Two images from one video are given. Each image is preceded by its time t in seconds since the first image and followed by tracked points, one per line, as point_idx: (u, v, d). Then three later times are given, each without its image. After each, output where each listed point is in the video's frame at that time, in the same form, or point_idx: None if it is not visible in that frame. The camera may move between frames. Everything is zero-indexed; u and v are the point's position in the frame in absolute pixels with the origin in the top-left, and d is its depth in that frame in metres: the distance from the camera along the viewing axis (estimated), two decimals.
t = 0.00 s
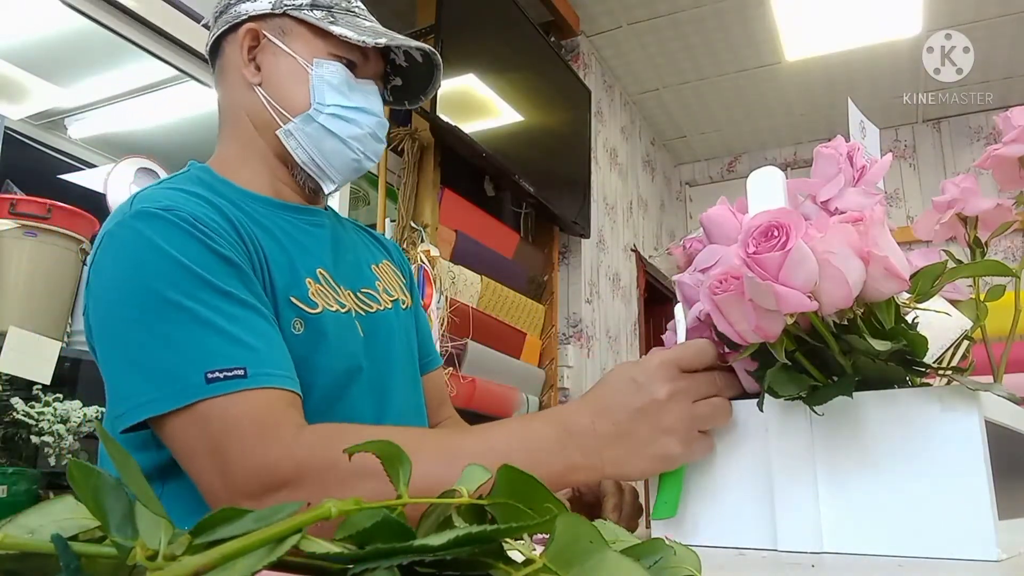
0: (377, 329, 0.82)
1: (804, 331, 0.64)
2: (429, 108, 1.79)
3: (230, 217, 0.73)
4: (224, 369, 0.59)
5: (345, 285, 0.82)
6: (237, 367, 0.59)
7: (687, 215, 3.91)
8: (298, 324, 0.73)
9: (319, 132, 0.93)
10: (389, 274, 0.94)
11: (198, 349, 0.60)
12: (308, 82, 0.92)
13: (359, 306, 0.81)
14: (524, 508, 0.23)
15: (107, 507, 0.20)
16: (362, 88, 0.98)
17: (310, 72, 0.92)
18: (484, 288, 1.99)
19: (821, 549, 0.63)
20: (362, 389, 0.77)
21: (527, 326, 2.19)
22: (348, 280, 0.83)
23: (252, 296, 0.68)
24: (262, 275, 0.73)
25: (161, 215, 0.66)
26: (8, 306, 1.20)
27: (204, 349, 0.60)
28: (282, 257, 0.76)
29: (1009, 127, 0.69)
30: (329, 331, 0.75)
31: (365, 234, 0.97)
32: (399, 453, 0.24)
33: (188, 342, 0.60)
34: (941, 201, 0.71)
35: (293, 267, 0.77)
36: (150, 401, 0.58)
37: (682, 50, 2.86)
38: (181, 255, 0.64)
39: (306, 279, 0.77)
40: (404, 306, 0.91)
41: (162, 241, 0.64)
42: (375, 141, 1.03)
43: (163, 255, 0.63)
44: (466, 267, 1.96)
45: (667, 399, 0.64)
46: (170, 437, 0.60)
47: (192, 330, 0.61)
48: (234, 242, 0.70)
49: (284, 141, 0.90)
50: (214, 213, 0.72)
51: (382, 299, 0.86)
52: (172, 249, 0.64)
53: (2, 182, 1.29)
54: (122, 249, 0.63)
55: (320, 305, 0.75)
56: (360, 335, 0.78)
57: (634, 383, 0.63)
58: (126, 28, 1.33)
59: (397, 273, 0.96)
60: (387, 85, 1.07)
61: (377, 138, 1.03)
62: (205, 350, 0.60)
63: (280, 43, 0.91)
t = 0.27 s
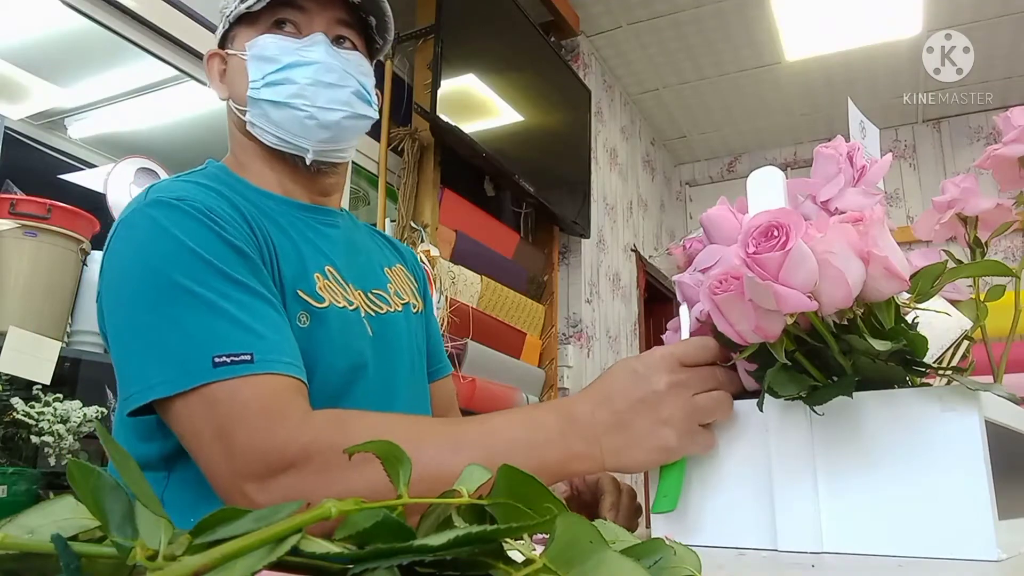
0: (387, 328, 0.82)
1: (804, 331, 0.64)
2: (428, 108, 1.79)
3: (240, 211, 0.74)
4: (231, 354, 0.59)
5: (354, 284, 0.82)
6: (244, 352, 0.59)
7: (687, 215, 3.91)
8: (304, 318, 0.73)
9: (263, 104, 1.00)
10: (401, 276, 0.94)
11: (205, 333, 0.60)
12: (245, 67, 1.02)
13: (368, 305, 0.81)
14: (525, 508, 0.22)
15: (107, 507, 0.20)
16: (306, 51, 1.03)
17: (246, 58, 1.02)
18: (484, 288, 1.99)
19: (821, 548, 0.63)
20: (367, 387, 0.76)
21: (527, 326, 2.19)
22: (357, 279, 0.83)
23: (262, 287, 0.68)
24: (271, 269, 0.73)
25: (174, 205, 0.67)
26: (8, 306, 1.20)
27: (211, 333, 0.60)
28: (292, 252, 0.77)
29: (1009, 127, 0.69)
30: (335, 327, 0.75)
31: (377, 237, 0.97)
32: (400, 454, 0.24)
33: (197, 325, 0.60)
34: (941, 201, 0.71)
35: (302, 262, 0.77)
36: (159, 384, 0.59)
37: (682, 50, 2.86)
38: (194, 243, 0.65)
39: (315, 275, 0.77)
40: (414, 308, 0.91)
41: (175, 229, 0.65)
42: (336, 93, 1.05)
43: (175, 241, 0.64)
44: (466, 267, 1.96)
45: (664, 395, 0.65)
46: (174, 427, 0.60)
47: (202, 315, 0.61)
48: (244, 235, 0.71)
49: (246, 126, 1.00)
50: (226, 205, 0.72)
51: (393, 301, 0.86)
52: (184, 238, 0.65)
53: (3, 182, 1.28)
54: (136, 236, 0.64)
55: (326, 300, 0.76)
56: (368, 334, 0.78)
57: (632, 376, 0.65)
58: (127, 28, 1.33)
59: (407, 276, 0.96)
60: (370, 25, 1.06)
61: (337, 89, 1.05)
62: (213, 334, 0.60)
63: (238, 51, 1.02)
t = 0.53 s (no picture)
0: (343, 322, 0.82)
1: (804, 331, 0.64)
2: (428, 108, 1.79)
3: (192, 205, 0.73)
4: (198, 333, 0.56)
5: (309, 278, 0.82)
6: (209, 331, 0.57)
7: (687, 215, 3.91)
8: (263, 305, 0.72)
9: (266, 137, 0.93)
10: (357, 276, 0.93)
11: (169, 314, 0.58)
12: (250, 94, 0.92)
13: (324, 299, 0.81)
14: (525, 508, 0.23)
15: (107, 508, 0.20)
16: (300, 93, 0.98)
17: (250, 84, 0.92)
18: (484, 288, 1.99)
19: (822, 548, 0.63)
20: (330, 376, 0.76)
21: (527, 326, 2.19)
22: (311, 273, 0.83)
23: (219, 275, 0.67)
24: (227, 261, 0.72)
25: (125, 201, 0.66)
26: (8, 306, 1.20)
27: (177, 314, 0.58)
28: (247, 244, 0.76)
29: (1009, 127, 0.69)
30: (293, 314, 0.74)
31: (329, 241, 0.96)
32: (400, 454, 0.24)
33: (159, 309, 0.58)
34: (941, 201, 0.71)
35: (258, 255, 0.77)
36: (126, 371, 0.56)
37: (682, 50, 2.86)
38: (148, 236, 0.63)
39: (272, 266, 0.77)
40: (372, 305, 0.91)
41: (127, 224, 0.64)
42: (322, 138, 1.04)
43: (128, 236, 0.63)
44: (466, 267, 1.96)
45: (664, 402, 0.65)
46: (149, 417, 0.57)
47: (162, 299, 0.59)
48: (199, 228, 0.70)
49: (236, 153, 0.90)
50: (178, 200, 0.72)
51: (349, 297, 0.86)
52: (138, 231, 0.63)
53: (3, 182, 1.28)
54: (90, 234, 0.63)
55: (284, 289, 0.75)
56: (325, 323, 0.78)
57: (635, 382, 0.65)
58: (125, 28, 1.32)
59: (361, 274, 0.95)
60: (332, 87, 1.08)
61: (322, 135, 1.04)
62: (178, 315, 0.58)
63: (225, 65, 0.92)
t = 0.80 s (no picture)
0: (301, 327, 0.82)
1: (804, 331, 0.64)
2: (428, 108, 1.79)
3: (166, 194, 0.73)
4: (178, 308, 0.56)
5: (271, 280, 0.82)
6: (192, 306, 0.57)
7: (687, 215, 3.91)
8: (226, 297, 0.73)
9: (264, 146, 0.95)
10: (315, 285, 0.93)
11: (156, 290, 0.58)
12: (259, 102, 0.94)
13: (284, 302, 0.81)
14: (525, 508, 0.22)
15: (107, 508, 0.20)
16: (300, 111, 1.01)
17: (259, 92, 0.95)
18: (484, 288, 1.99)
19: (822, 548, 0.63)
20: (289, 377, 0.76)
21: (527, 326, 2.19)
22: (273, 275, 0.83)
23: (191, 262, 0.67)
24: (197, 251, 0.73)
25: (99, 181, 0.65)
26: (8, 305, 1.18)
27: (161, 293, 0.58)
28: (216, 239, 0.76)
29: (1009, 127, 0.69)
30: (258, 310, 0.75)
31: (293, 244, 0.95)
32: (400, 454, 0.24)
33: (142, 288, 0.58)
34: (941, 201, 0.71)
35: (222, 249, 0.76)
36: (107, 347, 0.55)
37: (682, 50, 2.86)
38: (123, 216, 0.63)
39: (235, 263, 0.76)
40: (330, 313, 0.91)
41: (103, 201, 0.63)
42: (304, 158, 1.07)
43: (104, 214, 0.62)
44: (466, 267, 1.96)
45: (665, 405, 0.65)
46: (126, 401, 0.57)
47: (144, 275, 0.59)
48: (174, 215, 0.70)
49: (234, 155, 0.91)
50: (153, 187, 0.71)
51: (308, 302, 0.86)
52: (116, 211, 0.62)
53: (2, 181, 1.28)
54: (61, 211, 0.61)
55: (247, 288, 0.75)
56: (286, 323, 0.78)
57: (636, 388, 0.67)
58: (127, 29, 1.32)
59: (318, 282, 0.94)
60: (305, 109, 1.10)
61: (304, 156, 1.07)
62: (163, 291, 0.58)
63: (231, 66, 0.92)
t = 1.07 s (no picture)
0: (353, 345, 0.80)
1: (803, 331, 0.65)
2: (429, 108, 1.79)
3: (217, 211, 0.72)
4: (140, 331, 0.54)
5: (324, 298, 0.81)
6: (155, 332, 0.54)
7: (687, 215, 3.91)
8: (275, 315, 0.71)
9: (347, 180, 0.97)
10: (367, 309, 0.91)
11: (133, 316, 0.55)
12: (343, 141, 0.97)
13: (336, 320, 0.80)
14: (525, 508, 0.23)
15: (108, 508, 0.20)
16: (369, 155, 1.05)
17: (342, 131, 0.98)
18: (484, 288, 1.99)
19: (822, 548, 0.63)
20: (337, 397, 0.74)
21: (527, 326, 2.19)
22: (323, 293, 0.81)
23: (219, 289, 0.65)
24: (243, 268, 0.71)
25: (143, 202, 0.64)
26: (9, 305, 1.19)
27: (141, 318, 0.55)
28: (264, 255, 0.75)
29: (1009, 127, 0.69)
30: (305, 328, 0.74)
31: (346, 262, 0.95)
32: (401, 454, 0.24)
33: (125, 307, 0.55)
34: (940, 201, 0.71)
35: (273, 266, 0.75)
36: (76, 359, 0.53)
37: (682, 50, 2.86)
38: (151, 238, 0.61)
39: (285, 282, 0.75)
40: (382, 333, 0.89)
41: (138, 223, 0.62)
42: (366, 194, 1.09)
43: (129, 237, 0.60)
44: (466, 267, 1.96)
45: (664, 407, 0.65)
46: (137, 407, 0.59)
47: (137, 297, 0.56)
48: (214, 233, 0.69)
49: (319, 187, 0.92)
50: (201, 202, 0.70)
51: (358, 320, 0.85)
52: (150, 228, 0.62)
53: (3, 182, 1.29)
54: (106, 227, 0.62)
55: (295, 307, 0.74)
56: (334, 342, 0.76)
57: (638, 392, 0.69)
58: (132, 30, 1.33)
59: (365, 301, 0.93)
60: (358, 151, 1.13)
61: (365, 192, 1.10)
62: (139, 317, 0.55)
63: (317, 107, 0.96)
